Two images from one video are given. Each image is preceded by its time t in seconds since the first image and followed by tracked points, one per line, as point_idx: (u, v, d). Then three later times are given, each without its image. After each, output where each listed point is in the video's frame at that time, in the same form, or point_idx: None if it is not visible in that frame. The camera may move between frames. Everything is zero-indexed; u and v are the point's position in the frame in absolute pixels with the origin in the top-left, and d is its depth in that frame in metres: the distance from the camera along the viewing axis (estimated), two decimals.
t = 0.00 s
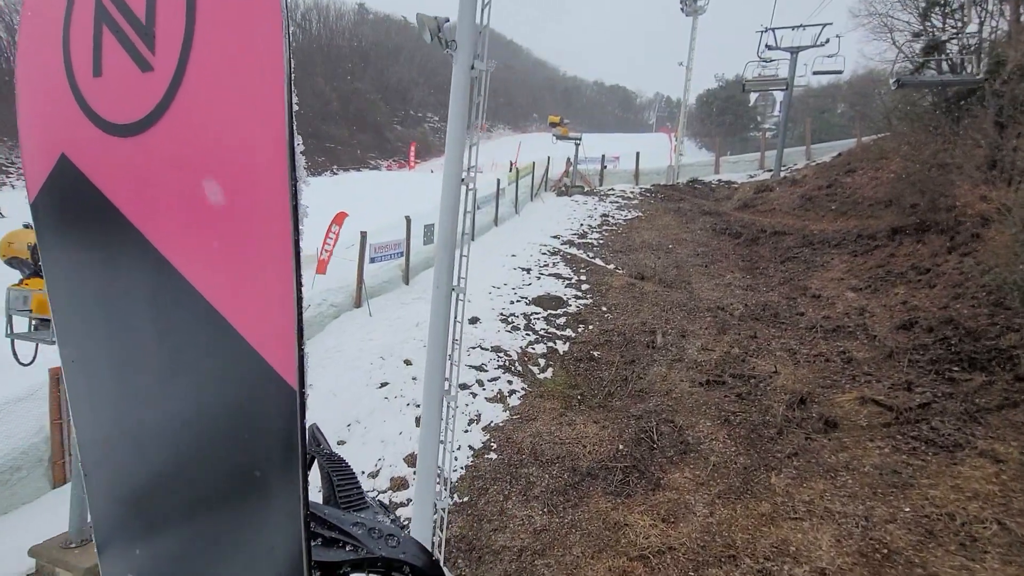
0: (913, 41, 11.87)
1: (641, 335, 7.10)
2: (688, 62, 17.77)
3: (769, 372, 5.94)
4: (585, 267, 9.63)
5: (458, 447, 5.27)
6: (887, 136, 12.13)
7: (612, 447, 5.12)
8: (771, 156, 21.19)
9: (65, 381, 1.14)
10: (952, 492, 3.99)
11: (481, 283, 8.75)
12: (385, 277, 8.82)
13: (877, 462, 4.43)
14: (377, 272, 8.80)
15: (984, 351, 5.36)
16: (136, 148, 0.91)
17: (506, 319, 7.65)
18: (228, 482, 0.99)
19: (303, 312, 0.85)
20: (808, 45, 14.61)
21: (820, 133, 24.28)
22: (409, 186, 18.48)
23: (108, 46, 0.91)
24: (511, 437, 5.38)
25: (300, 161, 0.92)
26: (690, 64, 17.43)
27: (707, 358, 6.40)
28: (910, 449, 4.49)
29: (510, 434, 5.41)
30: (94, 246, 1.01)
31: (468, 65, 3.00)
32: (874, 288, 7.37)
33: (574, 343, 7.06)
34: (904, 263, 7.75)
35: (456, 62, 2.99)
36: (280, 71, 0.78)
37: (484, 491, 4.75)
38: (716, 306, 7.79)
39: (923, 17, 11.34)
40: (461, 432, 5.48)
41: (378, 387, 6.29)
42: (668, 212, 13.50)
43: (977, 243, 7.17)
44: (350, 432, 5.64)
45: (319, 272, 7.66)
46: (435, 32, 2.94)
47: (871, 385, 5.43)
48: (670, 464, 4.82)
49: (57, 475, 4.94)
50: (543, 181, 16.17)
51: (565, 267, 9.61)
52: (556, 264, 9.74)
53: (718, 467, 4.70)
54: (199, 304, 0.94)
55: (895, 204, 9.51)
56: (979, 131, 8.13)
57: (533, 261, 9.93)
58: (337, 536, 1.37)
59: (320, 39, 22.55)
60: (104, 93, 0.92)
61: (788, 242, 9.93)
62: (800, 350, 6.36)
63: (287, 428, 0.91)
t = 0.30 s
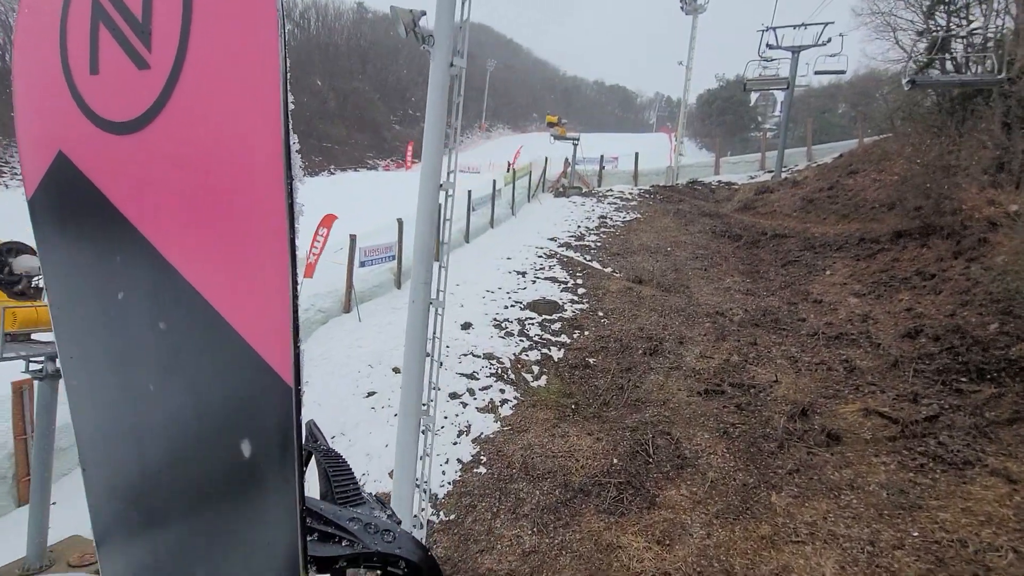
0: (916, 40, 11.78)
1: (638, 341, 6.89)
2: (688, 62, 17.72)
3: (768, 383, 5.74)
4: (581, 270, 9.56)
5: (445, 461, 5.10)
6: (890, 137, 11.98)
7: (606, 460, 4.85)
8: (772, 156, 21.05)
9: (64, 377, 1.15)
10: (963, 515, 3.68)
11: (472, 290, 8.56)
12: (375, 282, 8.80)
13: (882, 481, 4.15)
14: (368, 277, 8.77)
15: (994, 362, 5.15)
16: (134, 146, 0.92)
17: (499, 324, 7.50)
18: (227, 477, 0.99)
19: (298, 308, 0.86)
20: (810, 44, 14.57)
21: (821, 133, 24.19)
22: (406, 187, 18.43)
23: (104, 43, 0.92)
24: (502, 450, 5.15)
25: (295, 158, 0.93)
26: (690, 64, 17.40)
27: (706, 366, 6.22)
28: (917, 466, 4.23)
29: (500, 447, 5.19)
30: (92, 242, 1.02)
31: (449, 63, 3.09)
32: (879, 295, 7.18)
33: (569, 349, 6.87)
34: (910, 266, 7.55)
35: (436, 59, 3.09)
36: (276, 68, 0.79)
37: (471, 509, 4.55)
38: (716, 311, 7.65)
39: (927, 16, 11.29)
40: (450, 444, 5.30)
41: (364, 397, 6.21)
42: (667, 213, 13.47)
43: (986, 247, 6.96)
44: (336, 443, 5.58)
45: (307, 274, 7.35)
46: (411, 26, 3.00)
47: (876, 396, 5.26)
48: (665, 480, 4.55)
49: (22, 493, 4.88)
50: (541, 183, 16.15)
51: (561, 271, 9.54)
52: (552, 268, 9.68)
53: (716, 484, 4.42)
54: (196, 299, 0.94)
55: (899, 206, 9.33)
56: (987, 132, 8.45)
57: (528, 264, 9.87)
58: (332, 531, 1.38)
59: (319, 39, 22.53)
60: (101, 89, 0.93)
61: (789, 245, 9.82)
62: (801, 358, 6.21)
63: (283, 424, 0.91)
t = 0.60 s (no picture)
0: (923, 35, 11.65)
1: (635, 347, 6.79)
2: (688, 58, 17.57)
3: (770, 392, 5.58)
4: (578, 272, 9.46)
5: (433, 475, 5.00)
6: (894, 136, 11.86)
7: (598, 476, 4.71)
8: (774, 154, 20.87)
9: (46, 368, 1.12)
10: (978, 541, 3.49)
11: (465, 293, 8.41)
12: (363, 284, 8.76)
13: (889, 501, 3.99)
14: (356, 279, 8.75)
15: (1003, 372, 5.03)
16: (114, 126, 0.88)
17: (492, 328, 7.41)
18: (213, 472, 0.96)
19: (284, 295, 0.82)
20: (813, 40, 14.43)
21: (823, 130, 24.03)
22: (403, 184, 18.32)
23: (82, 18, 0.88)
24: (491, 463, 5.04)
25: (282, 138, 0.89)
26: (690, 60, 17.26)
27: (705, 373, 6.09)
28: (927, 484, 4.07)
29: (490, 460, 5.07)
30: (71, 228, 0.98)
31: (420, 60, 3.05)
32: (885, 299, 7.05)
33: (563, 355, 6.77)
34: (916, 271, 7.42)
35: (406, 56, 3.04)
36: (259, 41, 0.75)
37: (458, 527, 4.41)
38: (715, 315, 7.55)
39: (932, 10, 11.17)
40: (438, 456, 5.20)
41: (349, 407, 6.15)
42: (667, 213, 13.37)
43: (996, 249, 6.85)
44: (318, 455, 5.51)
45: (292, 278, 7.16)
46: (378, 17, 2.81)
47: (882, 406, 5.09)
48: (662, 498, 4.40)
49: None
50: (538, 181, 16.09)
51: (557, 272, 9.46)
52: (547, 269, 9.60)
53: (714, 501, 4.26)
54: (179, 287, 0.91)
55: (903, 207, 9.18)
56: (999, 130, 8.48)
57: (524, 265, 9.80)
58: (322, 527, 1.33)
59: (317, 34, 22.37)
60: (80, 67, 0.89)
61: (791, 246, 9.68)
62: (804, 364, 6.08)
63: (269, 419, 0.88)
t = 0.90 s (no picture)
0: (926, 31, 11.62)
1: (632, 354, 6.75)
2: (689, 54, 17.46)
3: (770, 402, 5.50)
4: (575, 275, 9.45)
5: (420, 491, 4.99)
6: (896, 135, 11.85)
7: (594, 491, 4.63)
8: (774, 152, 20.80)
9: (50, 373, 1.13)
10: (991, 568, 3.40)
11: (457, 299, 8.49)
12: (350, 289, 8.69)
13: (895, 520, 3.89)
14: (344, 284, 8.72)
15: (1016, 382, 5.00)
16: (116, 134, 0.90)
17: (485, 334, 7.44)
18: (214, 475, 0.98)
19: (282, 299, 0.84)
20: (814, 37, 14.37)
21: (824, 128, 24.04)
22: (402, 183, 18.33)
23: (86, 28, 0.90)
24: (481, 478, 5.00)
25: (280, 146, 0.91)
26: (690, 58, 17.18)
27: (705, 381, 6.03)
28: (937, 501, 4.00)
29: (480, 474, 5.04)
30: (75, 234, 1.00)
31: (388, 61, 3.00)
32: (888, 304, 7.00)
33: (559, 362, 6.76)
34: (920, 275, 7.36)
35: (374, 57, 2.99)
36: (257, 52, 0.77)
37: (445, 546, 4.36)
38: (716, 320, 7.49)
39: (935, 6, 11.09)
40: (426, 471, 5.19)
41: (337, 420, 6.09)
42: (667, 213, 13.40)
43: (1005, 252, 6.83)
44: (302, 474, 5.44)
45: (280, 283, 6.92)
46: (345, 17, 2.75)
47: (886, 417, 5.04)
48: (660, 515, 4.30)
49: None
50: (535, 180, 16.15)
51: (553, 275, 9.46)
52: (543, 272, 9.61)
53: (713, 520, 4.16)
54: (181, 292, 0.93)
55: (907, 207, 9.15)
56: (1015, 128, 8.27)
57: (519, 268, 9.82)
58: (321, 526, 1.35)
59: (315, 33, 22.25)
60: (85, 76, 0.91)
61: (791, 247, 9.63)
62: (805, 372, 6.00)
63: (269, 423, 0.90)
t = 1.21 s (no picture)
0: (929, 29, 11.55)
1: (629, 361, 6.48)
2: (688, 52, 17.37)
3: (775, 411, 5.17)
4: (571, 281, 9.29)
5: (407, 510, 4.67)
6: (899, 135, 11.81)
7: (587, 510, 4.28)
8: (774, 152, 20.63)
9: (55, 382, 1.16)
10: None
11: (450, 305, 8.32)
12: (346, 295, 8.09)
13: (904, 544, 3.55)
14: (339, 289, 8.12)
15: None
16: (119, 148, 0.92)
17: (478, 341, 7.25)
18: (215, 480, 1.00)
19: (281, 309, 0.86)
20: (815, 36, 14.33)
21: (824, 127, 23.99)
22: (400, 185, 18.30)
23: (89, 47, 0.92)
24: (471, 495, 4.69)
25: (280, 159, 0.93)
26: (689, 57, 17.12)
27: (703, 390, 5.69)
28: (946, 522, 3.68)
29: (470, 492, 4.72)
30: (79, 245, 1.02)
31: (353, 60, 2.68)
32: (894, 309, 6.69)
33: (553, 370, 6.50)
34: (923, 279, 7.09)
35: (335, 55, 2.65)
36: (255, 70, 0.79)
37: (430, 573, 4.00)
38: (714, 326, 7.23)
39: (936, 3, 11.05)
40: (413, 488, 4.89)
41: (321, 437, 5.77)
42: (666, 215, 13.38)
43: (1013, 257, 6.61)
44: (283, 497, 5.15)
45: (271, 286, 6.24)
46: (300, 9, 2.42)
47: (892, 429, 4.72)
48: (655, 537, 3.94)
49: None
50: (533, 182, 16.18)
51: (548, 280, 9.35)
52: (539, 277, 9.50)
53: (712, 542, 3.82)
54: (182, 303, 0.95)
55: (911, 208, 9.01)
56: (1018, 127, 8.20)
57: (514, 274, 9.69)
58: (321, 531, 1.39)
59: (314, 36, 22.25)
60: (88, 93, 0.93)
61: (792, 250, 9.43)
62: (808, 381, 5.68)
63: (269, 429, 0.92)
